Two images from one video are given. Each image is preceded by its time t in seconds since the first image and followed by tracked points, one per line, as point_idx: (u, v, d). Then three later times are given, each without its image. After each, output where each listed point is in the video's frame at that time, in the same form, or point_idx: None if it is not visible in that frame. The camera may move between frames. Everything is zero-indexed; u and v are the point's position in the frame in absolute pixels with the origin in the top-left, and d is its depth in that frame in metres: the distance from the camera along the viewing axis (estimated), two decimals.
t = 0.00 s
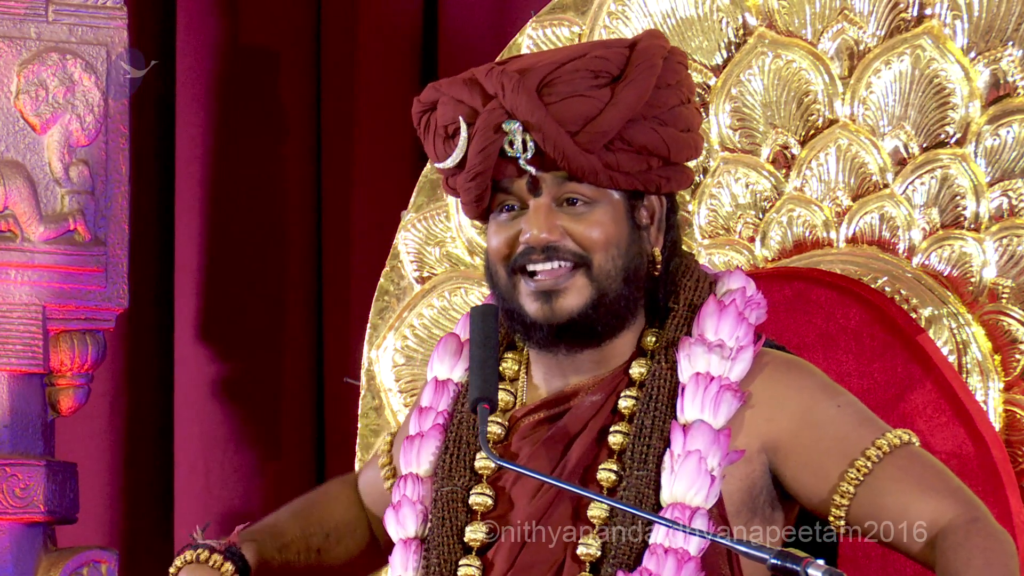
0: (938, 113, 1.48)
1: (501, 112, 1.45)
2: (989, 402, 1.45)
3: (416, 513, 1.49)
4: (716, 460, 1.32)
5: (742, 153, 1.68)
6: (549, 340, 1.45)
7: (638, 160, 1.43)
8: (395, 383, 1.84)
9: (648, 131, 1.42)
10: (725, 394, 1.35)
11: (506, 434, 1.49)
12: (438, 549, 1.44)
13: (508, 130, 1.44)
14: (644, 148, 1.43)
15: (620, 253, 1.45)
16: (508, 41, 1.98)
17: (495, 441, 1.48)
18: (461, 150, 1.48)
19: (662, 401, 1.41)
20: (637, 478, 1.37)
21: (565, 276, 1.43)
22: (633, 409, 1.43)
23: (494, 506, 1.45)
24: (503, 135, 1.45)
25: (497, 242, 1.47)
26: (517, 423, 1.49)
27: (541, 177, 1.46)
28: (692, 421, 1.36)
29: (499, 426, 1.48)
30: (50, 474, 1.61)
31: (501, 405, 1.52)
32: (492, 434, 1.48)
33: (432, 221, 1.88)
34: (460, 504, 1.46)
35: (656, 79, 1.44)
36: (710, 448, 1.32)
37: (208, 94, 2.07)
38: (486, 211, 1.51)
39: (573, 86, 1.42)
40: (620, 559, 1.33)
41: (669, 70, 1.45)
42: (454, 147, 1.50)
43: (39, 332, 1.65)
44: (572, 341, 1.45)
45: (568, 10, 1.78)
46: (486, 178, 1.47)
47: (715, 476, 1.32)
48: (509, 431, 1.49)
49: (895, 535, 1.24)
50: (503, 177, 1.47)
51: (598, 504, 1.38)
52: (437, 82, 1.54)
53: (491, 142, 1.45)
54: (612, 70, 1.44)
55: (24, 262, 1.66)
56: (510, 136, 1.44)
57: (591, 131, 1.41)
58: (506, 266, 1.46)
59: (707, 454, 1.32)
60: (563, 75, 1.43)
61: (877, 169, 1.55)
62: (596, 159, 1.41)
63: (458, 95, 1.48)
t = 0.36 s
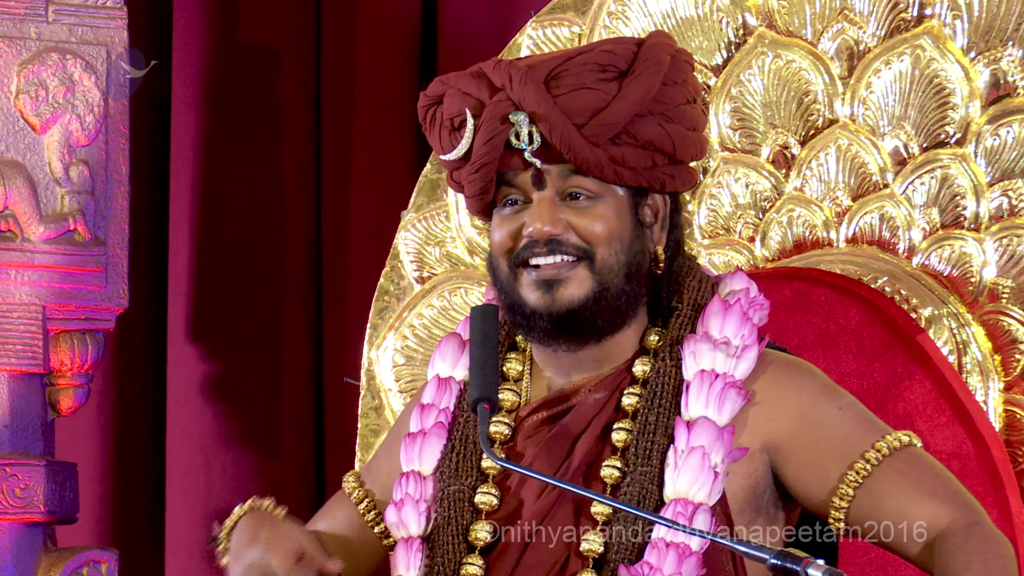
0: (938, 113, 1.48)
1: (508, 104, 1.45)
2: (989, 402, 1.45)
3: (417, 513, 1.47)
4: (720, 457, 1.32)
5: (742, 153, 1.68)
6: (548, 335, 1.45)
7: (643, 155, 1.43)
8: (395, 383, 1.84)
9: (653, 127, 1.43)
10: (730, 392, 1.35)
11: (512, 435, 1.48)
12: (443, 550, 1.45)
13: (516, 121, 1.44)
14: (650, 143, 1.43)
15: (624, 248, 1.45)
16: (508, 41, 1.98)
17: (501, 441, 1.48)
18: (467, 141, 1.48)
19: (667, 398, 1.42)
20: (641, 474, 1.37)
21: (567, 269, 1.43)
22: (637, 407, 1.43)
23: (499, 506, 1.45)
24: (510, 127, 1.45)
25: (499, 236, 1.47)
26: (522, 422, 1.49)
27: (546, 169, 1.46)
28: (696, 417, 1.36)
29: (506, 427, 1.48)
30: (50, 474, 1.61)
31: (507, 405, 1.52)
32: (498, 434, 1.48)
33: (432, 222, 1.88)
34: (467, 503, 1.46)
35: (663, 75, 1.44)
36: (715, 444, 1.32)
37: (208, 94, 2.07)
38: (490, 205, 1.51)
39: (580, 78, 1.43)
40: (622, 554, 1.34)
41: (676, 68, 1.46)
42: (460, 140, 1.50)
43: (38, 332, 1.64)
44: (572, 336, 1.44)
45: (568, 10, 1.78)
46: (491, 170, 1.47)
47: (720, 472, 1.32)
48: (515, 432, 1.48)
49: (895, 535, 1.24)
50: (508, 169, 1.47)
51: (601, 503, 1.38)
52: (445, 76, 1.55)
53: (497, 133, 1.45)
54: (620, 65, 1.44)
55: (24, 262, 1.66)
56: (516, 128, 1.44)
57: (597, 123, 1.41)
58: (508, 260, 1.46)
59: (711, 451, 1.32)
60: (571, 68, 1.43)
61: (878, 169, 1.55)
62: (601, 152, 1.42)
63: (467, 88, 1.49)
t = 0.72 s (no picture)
0: (938, 113, 1.48)
1: (506, 102, 1.45)
2: (989, 403, 1.45)
3: (415, 515, 1.48)
4: (720, 460, 1.32)
5: (742, 153, 1.68)
6: (547, 333, 1.45)
7: (641, 154, 1.43)
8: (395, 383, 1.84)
9: (651, 126, 1.43)
10: (729, 393, 1.35)
11: (507, 434, 1.49)
12: (438, 549, 1.44)
13: (512, 120, 1.44)
14: (647, 142, 1.43)
15: (622, 247, 1.45)
16: (507, 41, 1.99)
17: (496, 442, 1.48)
18: (464, 139, 1.48)
19: (665, 400, 1.41)
20: (640, 477, 1.37)
21: (566, 269, 1.42)
22: (636, 408, 1.43)
23: (495, 506, 1.45)
24: (507, 125, 1.45)
25: (497, 235, 1.47)
26: (518, 422, 1.49)
27: (543, 169, 1.46)
28: (696, 419, 1.36)
29: (501, 427, 1.48)
30: (50, 474, 1.61)
31: (503, 405, 1.53)
32: (494, 433, 1.48)
33: (432, 221, 1.88)
34: (462, 504, 1.46)
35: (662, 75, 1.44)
36: (714, 447, 1.32)
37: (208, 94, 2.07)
38: (489, 203, 1.51)
39: (578, 77, 1.43)
40: (622, 558, 1.33)
41: (675, 67, 1.46)
42: (458, 138, 1.50)
43: (38, 332, 1.65)
44: (570, 335, 1.44)
45: (568, 10, 1.78)
46: (489, 168, 1.47)
47: (719, 475, 1.32)
48: (510, 431, 1.49)
49: (895, 535, 1.24)
50: (507, 168, 1.47)
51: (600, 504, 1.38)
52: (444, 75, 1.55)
53: (495, 132, 1.45)
54: (618, 64, 1.44)
55: (24, 262, 1.66)
56: (513, 126, 1.44)
57: (595, 123, 1.41)
58: (506, 259, 1.46)
59: (711, 454, 1.32)
60: (569, 66, 1.43)
61: (877, 169, 1.55)
62: (599, 151, 1.42)
63: (466, 87, 1.49)
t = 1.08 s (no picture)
0: (938, 113, 1.48)
1: (494, 97, 1.46)
2: (989, 403, 1.45)
3: (414, 517, 1.48)
4: (716, 458, 1.32)
5: (742, 153, 1.68)
6: (536, 323, 1.45)
7: (630, 150, 1.42)
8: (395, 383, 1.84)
9: (641, 121, 1.42)
10: (725, 391, 1.35)
11: (508, 437, 1.48)
12: (438, 550, 1.44)
13: (499, 114, 1.45)
14: (636, 137, 1.42)
15: (611, 243, 1.44)
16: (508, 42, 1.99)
17: (497, 444, 1.48)
18: (455, 134, 1.49)
19: (662, 399, 1.42)
20: (637, 475, 1.37)
21: (554, 262, 1.42)
22: (633, 407, 1.43)
23: (494, 507, 1.45)
24: (495, 120, 1.46)
25: (488, 232, 1.47)
26: (518, 424, 1.49)
27: (532, 164, 1.46)
28: (692, 417, 1.36)
29: (501, 428, 1.48)
30: (50, 474, 1.61)
31: (503, 408, 1.52)
32: (494, 435, 1.47)
33: (432, 221, 1.88)
34: (462, 505, 1.46)
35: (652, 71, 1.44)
36: (710, 445, 1.32)
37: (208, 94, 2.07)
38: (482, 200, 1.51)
39: (566, 72, 1.43)
40: (619, 556, 1.33)
41: (667, 65, 1.46)
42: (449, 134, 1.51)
43: (39, 332, 1.65)
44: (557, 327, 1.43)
45: (568, 10, 1.78)
46: (479, 162, 1.47)
47: (715, 473, 1.31)
48: (510, 434, 1.48)
49: (895, 535, 1.24)
50: (497, 163, 1.48)
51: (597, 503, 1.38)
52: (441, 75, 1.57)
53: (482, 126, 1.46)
54: (609, 60, 1.45)
55: (24, 261, 1.66)
56: (500, 120, 1.45)
57: (582, 117, 1.41)
58: (494, 254, 1.46)
59: (706, 451, 1.32)
60: (558, 62, 1.44)
61: (877, 169, 1.55)
62: (587, 146, 1.41)
63: (457, 83, 1.50)
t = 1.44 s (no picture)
0: (938, 113, 1.48)
1: (475, 112, 1.47)
2: (989, 403, 1.45)
3: (421, 517, 1.48)
4: (719, 459, 1.32)
5: (742, 153, 1.68)
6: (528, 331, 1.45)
7: (613, 160, 1.42)
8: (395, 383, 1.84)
9: (621, 131, 1.41)
10: (727, 392, 1.35)
11: (516, 439, 1.49)
12: (444, 551, 1.45)
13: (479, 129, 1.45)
14: (617, 147, 1.42)
15: (599, 252, 1.45)
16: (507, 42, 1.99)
17: (505, 445, 1.48)
18: (440, 151, 1.51)
19: (665, 401, 1.42)
20: (641, 477, 1.37)
21: (542, 274, 1.42)
22: (638, 409, 1.43)
23: (501, 509, 1.45)
24: (477, 135, 1.46)
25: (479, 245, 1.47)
26: (526, 425, 1.49)
27: (517, 176, 1.46)
28: (695, 418, 1.36)
29: (511, 430, 1.48)
30: (50, 474, 1.61)
31: (512, 409, 1.51)
32: (503, 438, 1.48)
33: (431, 221, 1.88)
34: (469, 506, 1.46)
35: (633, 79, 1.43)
36: (713, 446, 1.32)
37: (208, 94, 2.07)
38: (474, 210, 1.51)
39: (544, 86, 1.43)
40: (622, 558, 1.33)
41: (652, 71, 1.44)
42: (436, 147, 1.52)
43: (39, 331, 1.64)
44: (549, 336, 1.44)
45: (568, 10, 1.78)
46: (466, 175, 1.48)
47: (718, 474, 1.32)
48: (519, 436, 1.49)
49: (895, 535, 1.24)
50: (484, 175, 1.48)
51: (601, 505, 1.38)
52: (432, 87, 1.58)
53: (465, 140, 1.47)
54: (589, 71, 1.44)
55: (24, 261, 1.66)
56: (481, 136, 1.45)
57: (561, 130, 1.41)
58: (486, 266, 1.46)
59: (709, 453, 1.32)
60: (537, 76, 1.44)
61: (878, 169, 1.55)
62: (568, 158, 1.41)
63: (445, 94, 1.51)
